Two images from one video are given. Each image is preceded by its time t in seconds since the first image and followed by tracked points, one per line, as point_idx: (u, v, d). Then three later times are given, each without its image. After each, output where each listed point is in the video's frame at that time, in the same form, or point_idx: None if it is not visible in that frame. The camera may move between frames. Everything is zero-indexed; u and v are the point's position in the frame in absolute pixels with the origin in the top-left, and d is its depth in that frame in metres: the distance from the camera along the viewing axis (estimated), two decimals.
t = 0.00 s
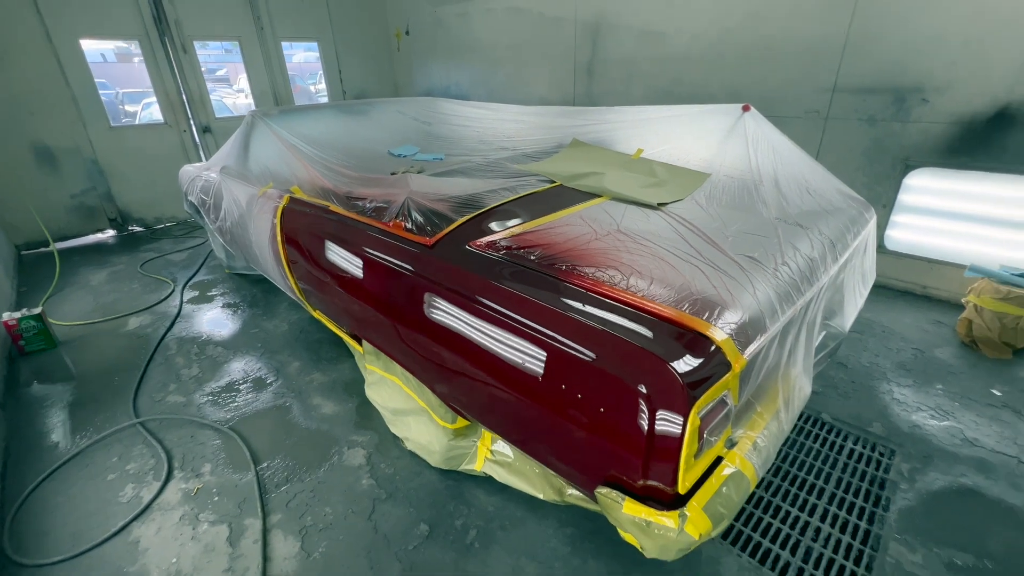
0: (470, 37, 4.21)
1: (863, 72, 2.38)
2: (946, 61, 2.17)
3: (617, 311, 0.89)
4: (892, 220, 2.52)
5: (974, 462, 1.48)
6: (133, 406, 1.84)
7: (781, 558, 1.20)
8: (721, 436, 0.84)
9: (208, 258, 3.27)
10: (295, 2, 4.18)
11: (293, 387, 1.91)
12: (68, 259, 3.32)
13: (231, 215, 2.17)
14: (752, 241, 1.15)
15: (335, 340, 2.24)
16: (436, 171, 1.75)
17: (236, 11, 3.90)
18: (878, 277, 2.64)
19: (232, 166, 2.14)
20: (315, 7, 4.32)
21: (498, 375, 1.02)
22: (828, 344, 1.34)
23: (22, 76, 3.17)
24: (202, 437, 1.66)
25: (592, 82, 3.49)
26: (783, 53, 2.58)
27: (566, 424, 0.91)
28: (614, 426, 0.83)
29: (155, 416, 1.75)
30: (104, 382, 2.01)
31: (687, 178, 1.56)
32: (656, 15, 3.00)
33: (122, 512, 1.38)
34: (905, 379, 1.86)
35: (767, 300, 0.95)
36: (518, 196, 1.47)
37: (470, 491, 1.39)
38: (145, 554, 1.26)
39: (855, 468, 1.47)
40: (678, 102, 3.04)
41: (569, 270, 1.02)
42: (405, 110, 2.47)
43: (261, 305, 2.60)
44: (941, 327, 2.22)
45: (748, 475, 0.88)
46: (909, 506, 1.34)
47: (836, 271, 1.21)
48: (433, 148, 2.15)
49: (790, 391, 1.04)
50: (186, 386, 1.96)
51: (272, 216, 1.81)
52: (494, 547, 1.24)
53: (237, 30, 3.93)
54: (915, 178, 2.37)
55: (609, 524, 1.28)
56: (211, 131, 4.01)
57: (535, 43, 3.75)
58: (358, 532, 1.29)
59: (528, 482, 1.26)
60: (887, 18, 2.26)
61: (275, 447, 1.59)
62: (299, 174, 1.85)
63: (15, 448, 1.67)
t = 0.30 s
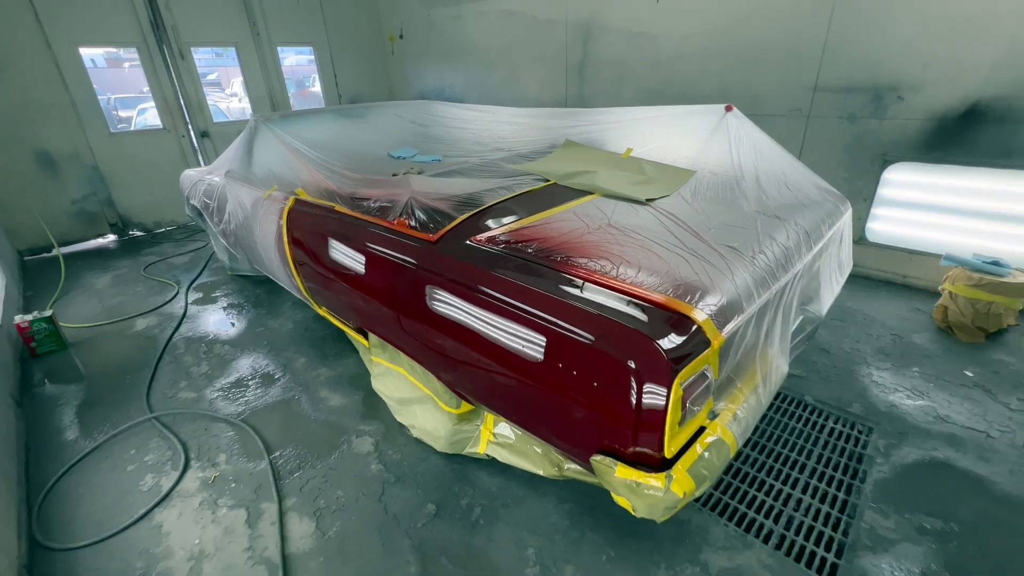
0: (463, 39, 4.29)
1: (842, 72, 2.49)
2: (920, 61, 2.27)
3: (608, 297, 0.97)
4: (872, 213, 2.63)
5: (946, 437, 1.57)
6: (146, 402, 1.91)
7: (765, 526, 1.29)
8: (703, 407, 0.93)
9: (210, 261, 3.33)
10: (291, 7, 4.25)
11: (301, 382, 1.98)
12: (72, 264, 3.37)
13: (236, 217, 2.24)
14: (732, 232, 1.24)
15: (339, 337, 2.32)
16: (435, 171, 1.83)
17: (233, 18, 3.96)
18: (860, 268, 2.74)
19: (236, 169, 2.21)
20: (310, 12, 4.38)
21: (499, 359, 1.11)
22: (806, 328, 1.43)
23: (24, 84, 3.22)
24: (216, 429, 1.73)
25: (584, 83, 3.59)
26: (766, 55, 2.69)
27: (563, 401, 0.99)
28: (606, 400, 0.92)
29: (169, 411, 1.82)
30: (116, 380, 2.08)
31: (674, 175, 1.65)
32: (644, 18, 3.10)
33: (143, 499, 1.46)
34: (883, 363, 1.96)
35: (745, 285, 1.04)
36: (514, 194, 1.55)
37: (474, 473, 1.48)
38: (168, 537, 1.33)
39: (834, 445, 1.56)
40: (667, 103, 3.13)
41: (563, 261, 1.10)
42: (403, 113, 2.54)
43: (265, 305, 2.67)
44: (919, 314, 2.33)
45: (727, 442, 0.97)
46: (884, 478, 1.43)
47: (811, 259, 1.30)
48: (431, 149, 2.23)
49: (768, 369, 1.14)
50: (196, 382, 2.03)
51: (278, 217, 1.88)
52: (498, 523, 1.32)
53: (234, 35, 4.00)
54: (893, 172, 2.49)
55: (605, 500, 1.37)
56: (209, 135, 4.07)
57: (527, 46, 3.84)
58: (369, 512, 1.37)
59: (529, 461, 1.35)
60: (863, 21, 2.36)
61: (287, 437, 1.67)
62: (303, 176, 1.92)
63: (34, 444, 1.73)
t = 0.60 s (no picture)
0: (450, 46, 4.36)
1: (815, 78, 2.59)
2: (888, 67, 2.39)
3: (591, 290, 1.03)
4: (847, 212, 2.73)
5: (916, 423, 1.65)
6: (139, 407, 1.92)
7: (746, 510, 1.35)
8: (682, 393, 0.99)
9: (200, 267, 3.33)
10: (278, 15, 4.28)
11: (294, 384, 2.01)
12: (58, 272, 3.35)
13: (228, 223, 2.26)
14: (710, 230, 1.31)
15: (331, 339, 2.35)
16: (425, 176, 1.88)
17: (220, 25, 3.98)
18: (837, 265, 2.85)
19: (227, 175, 2.23)
20: (297, 19, 4.42)
21: (490, 353, 1.16)
22: (782, 320, 1.50)
23: (9, 92, 3.21)
24: (210, 432, 1.75)
25: (569, 89, 3.67)
26: (743, 61, 2.79)
27: (551, 390, 1.05)
28: (592, 387, 0.97)
29: (163, 415, 1.84)
30: (108, 386, 2.08)
31: (655, 177, 1.72)
32: (626, 26, 3.19)
33: (140, 500, 1.48)
34: (858, 355, 2.05)
35: (720, 278, 1.10)
36: (503, 196, 1.61)
37: (466, 468, 1.52)
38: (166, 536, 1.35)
39: (812, 433, 1.64)
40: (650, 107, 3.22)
41: (549, 259, 1.16)
42: (392, 119, 2.59)
43: (257, 310, 2.69)
44: (893, 308, 2.43)
45: (705, 426, 1.03)
46: (858, 462, 1.50)
47: (784, 255, 1.37)
48: (420, 154, 2.28)
49: (743, 358, 1.20)
50: (189, 386, 2.04)
51: (270, 221, 1.92)
52: (490, 514, 1.36)
53: (221, 43, 4.01)
54: (866, 173, 2.59)
55: (594, 490, 1.42)
56: (197, 142, 4.06)
57: (514, 53, 3.92)
58: (365, 507, 1.40)
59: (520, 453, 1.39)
60: (833, 29, 2.47)
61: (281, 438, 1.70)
62: (295, 181, 1.96)
63: (27, 449, 1.74)
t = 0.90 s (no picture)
0: (442, 56, 4.40)
1: (798, 85, 2.66)
2: (867, 74, 2.45)
3: (577, 294, 1.06)
4: (832, 216, 2.79)
5: (899, 422, 1.69)
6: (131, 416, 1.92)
7: (733, 509, 1.38)
8: (666, 393, 1.02)
9: (192, 276, 3.33)
10: (270, 26, 4.31)
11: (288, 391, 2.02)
12: (50, 283, 3.34)
13: (220, 232, 2.28)
14: (693, 235, 1.35)
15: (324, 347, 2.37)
16: (417, 184, 1.91)
17: (212, 36, 4.00)
18: (824, 268, 2.90)
19: (219, 185, 2.25)
20: (290, 30, 4.45)
21: (480, 357, 1.18)
22: (765, 322, 1.54)
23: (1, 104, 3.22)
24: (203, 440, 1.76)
25: (559, 97, 3.73)
26: (728, 69, 2.85)
27: (541, 393, 1.07)
28: (578, 389, 1.00)
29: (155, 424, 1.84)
30: (99, 396, 2.08)
31: (641, 184, 1.76)
32: (614, 35, 3.26)
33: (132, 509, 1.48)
34: (844, 355, 2.09)
35: (702, 282, 1.13)
36: (492, 204, 1.64)
37: (459, 472, 1.54)
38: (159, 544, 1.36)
39: (798, 432, 1.67)
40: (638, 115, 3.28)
41: (537, 264, 1.19)
42: (384, 129, 2.63)
43: (250, 318, 2.70)
44: (877, 309, 2.48)
45: (689, 425, 1.06)
46: (843, 460, 1.54)
47: (766, 258, 1.41)
48: (411, 163, 2.31)
49: (726, 359, 1.24)
50: (182, 395, 2.04)
51: (263, 230, 1.94)
52: (483, 517, 1.38)
53: (213, 53, 4.04)
54: (848, 178, 2.65)
55: (584, 491, 1.45)
56: (189, 152, 4.07)
57: (504, 62, 3.97)
58: (358, 512, 1.42)
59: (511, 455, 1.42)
60: (814, 38, 2.54)
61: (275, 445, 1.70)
62: (287, 190, 1.98)
63: (17, 460, 1.73)
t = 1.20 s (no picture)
0: (440, 61, 4.43)
1: (791, 88, 2.67)
2: (859, 77, 2.47)
3: (564, 296, 1.06)
4: (827, 218, 2.80)
5: (893, 423, 1.69)
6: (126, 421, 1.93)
7: (725, 511, 1.37)
8: (653, 394, 1.03)
9: (190, 281, 3.35)
10: (269, 32, 4.34)
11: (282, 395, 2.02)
12: (48, 289, 3.35)
13: (217, 237, 2.29)
14: (683, 236, 1.35)
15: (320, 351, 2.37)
16: (410, 188, 1.92)
17: (211, 42, 4.03)
18: (819, 270, 2.91)
19: (215, 190, 2.26)
20: (288, 36, 4.48)
21: (470, 359, 1.19)
22: (757, 323, 1.54)
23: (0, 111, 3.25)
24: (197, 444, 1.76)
25: (555, 101, 3.75)
26: (721, 73, 2.87)
27: (529, 394, 1.08)
28: (564, 389, 1.00)
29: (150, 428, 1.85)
30: (94, 401, 2.08)
31: (633, 187, 1.77)
32: (609, 40, 3.28)
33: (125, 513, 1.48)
34: (838, 357, 2.09)
35: (689, 283, 1.14)
36: (484, 207, 1.65)
37: (451, 475, 1.54)
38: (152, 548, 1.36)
39: (792, 433, 1.67)
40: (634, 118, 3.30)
41: (526, 266, 1.20)
42: (380, 133, 2.64)
43: (246, 323, 2.71)
44: (872, 311, 2.48)
45: (676, 426, 1.07)
46: (836, 461, 1.54)
47: (756, 260, 1.42)
48: (406, 167, 2.32)
49: (715, 360, 1.24)
50: (177, 399, 2.05)
51: (258, 235, 1.95)
52: (475, 520, 1.38)
53: (212, 59, 4.07)
54: (842, 180, 2.66)
55: (576, 493, 1.45)
56: (188, 158, 4.10)
57: (500, 66, 4.00)
58: (350, 515, 1.42)
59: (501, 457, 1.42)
60: (807, 41, 2.56)
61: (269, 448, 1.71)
62: (282, 195, 1.99)
63: (11, 466, 1.73)
